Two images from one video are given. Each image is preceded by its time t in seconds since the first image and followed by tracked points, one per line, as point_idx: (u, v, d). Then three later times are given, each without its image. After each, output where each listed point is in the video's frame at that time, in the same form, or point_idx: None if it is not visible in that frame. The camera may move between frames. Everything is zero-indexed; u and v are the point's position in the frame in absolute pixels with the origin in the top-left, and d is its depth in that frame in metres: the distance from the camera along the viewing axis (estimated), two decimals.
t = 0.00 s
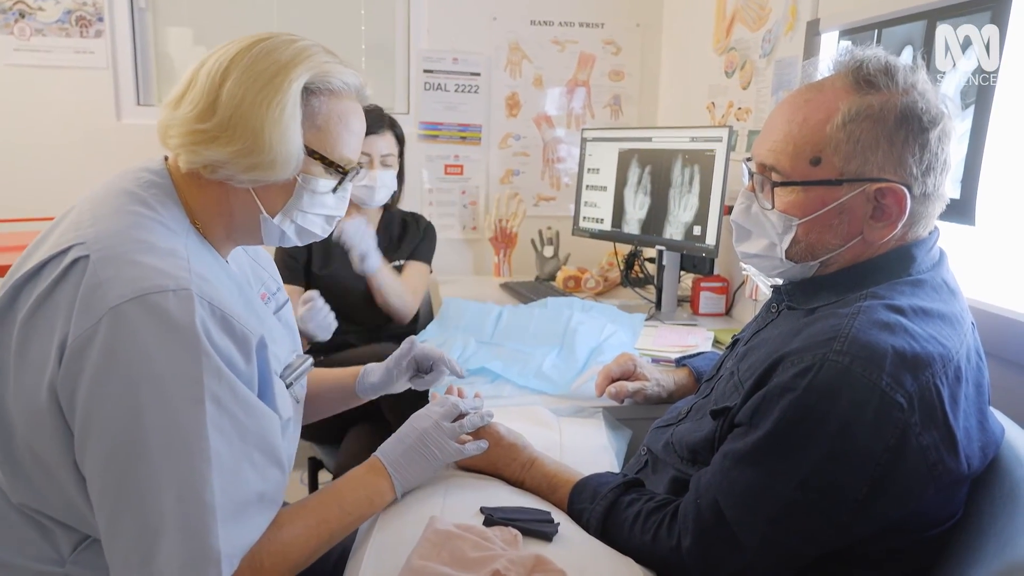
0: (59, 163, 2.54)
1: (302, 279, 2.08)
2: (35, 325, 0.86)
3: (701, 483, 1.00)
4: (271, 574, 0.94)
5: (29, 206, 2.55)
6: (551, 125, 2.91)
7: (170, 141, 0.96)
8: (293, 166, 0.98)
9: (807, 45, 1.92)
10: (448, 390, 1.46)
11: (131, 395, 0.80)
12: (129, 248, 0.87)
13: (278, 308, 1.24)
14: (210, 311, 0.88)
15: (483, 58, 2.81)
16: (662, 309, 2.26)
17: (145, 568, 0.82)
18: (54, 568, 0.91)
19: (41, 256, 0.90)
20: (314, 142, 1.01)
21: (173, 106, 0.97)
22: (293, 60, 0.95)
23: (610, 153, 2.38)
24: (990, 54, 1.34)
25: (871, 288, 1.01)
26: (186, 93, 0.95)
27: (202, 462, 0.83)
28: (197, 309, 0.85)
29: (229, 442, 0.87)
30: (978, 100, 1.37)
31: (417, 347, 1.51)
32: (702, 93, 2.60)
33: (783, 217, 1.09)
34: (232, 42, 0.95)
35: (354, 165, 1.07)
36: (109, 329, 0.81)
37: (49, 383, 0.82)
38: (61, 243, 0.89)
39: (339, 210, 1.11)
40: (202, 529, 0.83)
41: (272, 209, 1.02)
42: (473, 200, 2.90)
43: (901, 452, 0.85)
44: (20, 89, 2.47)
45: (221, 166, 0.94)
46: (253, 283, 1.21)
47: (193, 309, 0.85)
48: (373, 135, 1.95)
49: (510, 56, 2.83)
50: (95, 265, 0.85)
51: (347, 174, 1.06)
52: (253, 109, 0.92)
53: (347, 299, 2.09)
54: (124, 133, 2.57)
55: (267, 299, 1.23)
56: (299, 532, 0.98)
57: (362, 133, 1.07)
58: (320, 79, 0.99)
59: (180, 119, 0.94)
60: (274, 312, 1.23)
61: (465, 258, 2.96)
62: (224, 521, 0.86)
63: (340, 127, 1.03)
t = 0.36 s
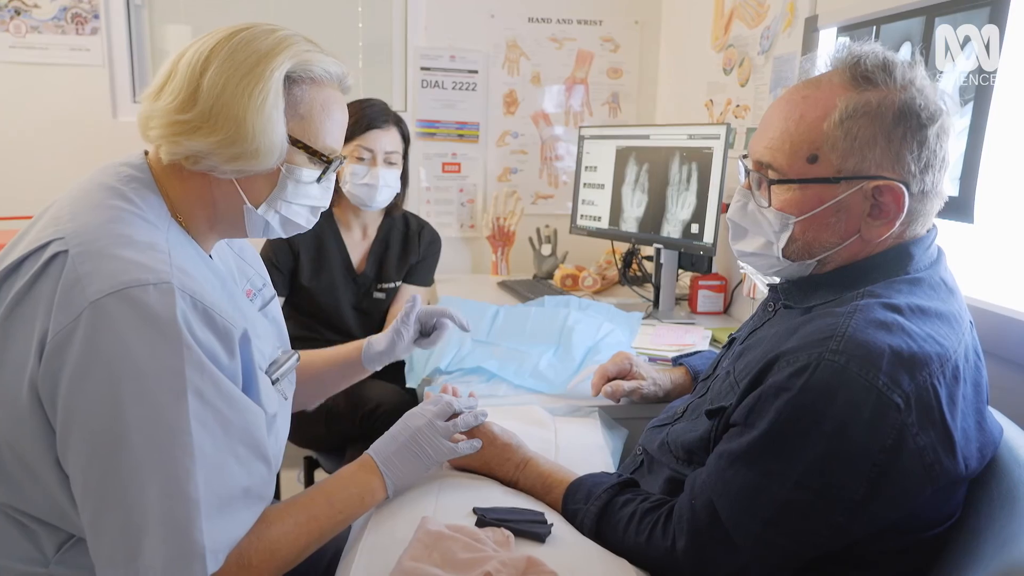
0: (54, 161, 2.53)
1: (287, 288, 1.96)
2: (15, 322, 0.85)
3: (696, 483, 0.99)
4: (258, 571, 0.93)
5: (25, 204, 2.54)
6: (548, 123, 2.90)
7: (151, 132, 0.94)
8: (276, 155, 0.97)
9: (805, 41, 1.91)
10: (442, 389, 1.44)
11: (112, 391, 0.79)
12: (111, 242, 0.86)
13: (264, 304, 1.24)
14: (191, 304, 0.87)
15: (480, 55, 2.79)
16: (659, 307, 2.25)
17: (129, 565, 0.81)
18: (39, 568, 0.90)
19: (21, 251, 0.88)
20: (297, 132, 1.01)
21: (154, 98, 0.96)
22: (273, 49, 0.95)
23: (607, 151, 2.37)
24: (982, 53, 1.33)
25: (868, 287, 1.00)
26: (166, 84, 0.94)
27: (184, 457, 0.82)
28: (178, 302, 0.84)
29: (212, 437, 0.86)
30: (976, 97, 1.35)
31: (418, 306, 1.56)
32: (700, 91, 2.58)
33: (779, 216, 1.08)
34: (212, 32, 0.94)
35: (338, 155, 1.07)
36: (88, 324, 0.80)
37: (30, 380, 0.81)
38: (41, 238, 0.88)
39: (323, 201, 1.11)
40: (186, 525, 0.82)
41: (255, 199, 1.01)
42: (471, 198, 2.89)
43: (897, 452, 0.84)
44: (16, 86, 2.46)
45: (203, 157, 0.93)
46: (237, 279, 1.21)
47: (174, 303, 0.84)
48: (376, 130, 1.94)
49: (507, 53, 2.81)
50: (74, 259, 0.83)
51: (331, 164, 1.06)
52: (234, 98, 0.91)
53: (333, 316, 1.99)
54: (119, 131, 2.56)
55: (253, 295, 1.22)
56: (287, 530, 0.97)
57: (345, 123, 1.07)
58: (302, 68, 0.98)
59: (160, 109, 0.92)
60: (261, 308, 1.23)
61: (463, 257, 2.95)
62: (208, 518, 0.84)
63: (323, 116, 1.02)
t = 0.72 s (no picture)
0: (50, 162, 2.52)
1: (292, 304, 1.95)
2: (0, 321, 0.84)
3: (690, 484, 0.98)
4: (248, 572, 0.93)
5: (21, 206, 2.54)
6: (546, 123, 2.90)
7: (137, 131, 0.94)
8: (264, 152, 0.97)
9: (802, 40, 1.91)
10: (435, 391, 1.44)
11: (98, 390, 0.79)
12: (98, 241, 0.86)
13: (255, 306, 1.23)
14: (178, 303, 0.87)
15: (477, 56, 2.79)
16: (656, 308, 2.25)
17: (117, 565, 0.81)
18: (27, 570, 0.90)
19: (7, 251, 0.88)
20: (285, 128, 1.01)
21: (140, 97, 0.95)
22: (258, 46, 0.95)
23: (604, 151, 2.37)
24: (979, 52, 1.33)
25: (861, 286, 1.00)
26: (152, 83, 0.94)
27: (171, 456, 0.81)
28: (165, 300, 0.84)
29: (200, 436, 0.85)
30: (972, 97, 1.35)
31: (406, 329, 1.51)
32: (697, 91, 2.58)
33: (771, 216, 1.07)
34: (197, 30, 0.94)
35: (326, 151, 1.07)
36: (74, 322, 0.79)
37: (16, 380, 0.81)
38: (26, 237, 0.88)
39: (312, 198, 1.11)
40: (174, 523, 0.81)
41: (244, 197, 1.01)
42: (468, 199, 2.89)
43: (891, 452, 0.84)
44: (12, 88, 2.45)
45: (190, 155, 0.93)
46: (228, 282, 1.21)
47: (161, 301, 0.84)
48: (384, 140, 1.94)
49: (504, 54, 2.81)
50: (60, 258, 0.83)
51: (319, 160, 1.05)
52: (220, 96, 0.91)
53: (340, 332, 1.98)
54: (116, 132, 2.55)
55: (244, 297, 1.22)
56: (278, 530, 0.96)
57: (333, 118, 1.06)
58: (288, 64, 0.98)
59: (146, 108, 0.92)
60: (251, 310, 1.23)
61: (460, 258, 2.94)
62: (197, 516, 0.84)
63: (309, 112, 1.02)
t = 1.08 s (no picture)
0: (50, 163, 2.52)
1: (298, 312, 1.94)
2: None
3: (689, 490, 0.98)
4: None
5: (22, 206, 2.54)
6: (547, 127, 2.90)
7: (135, 132, 0.94)
8: (261, 153, 0.96)
9: (803, 45, 1.91)
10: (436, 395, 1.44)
11: (94, 391, 0.78)
12: (94, 242, 0.86)
13: (253, 309, 1.24)
14: (174, 304, 0.86)
15: (479, 59, 2.79)
16: (657, 313, 2.24)
17: (113, 567, 0.80)
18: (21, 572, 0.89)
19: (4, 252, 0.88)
20: (282, 129, 1.00)
21: (138, 98, 0.95)
22: (256, 48, 0.95)
23: (605, 155, 2.37)
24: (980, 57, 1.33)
25: (861, 292, 0.99)
26: (150, 83, 0.94)
27: (167, 458, 0.81)
28: (161, 302, 0.84)
29: (196, 438, 0.85)
30: (973, 102, 1.35)
31: (402, 339, 1.49)
32: (699, 95, 2.58)
33: (771, 222, 1.07)
34: (194, 32, 0.94)
35: (323, 153, 1.06)
36: (71, 324, 0.79)
37: (11, 381, 0.81)
38: (23, 238, 0.88)
39: (309, 200, 1.10)
40: (168, 525, 0.81)
41: (242, 199, 1.01)
42: (469, 202, 2.89)
43: (891, 459, 0.83)
44: (13, 89, 2.45)
45: (187, 155, 0.93)
46: (227, 284, 1.20)
47: (157, 302, 0.83)
48: (394, 149, 1.94)
49: (506, 58, 2.81)
50: (56, 259, 0.83)
51: (316, 162, 1.05)
52: (218, 96, 0.91)
53: (346, 340, 1.98)
54: (116, 134, 2.55)
55: (242, 300, 1.22)
56: (275, 534, 0.96)
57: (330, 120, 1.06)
58: (285, 65, 0.98)
59: (143, 109, 0.92)
60: (250, 312, 1.23)
61: (460, 262, 2.94)
62: (191, 519, 0.84)
63: (307, 114, 1.02)
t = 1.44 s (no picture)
0: (54, 164, 2.52)
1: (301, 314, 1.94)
2: None
3: (693, 492, 0.98)
4: None
5: (26, 207, 2.54)
6: (550, 128, 2.90)
7: (135, 133, 0.94)
8: (262, 154, 0.96)
9: (806, 45, 1.91)
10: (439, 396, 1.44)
11: (96, 392, 0.78)
12: (96, 243, 0.86)
13: (255, 309, 1.23)
14: (175, 305, 0.86)
15: (481, 60, 2.79)
16: (660, 314, 2.24)
17: (117, 568, 0.80)
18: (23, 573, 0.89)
19: (5, 253, 0.88)
20: (283, 130, 1.01)
21: (138, 99, 0.95)
22: (256, 48, 0.95)
23: (608, 156, 2.37)
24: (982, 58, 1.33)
25: (864, 293, 0.99)
26: (151, 84, 0.94)
27: (168, 458, 0.81)
28: (161, 302, 0.84)
29: (197, 438, 0.85)
30: (977, 103, 1.34)
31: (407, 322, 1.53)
32: (702, 96, 2.58)
33: (776, 222, 1.07)
34: (195, 32, 0.94)
35: (325, 152, 1.07)
36: (72, 325, 0.79)
37: (12, 383, 0.81)
38: (24, 239, 0.88)
39: (312, 199, 1.10)
40: (171, 526, 0.81)
41: (243, 201, 1.01)
42: (472, 203, 2.89)
43: (896, 460, 0.83)
44: (17, 90, 2.46)
45: (188, 157, 0.93)
46: (228, 285, 1.20)
47: (158, 303, 0.83)
48: (402, 154, 1.94)
49: (509, 59, 2.81)
50: (56, 261, 0.83)
51: (318, 161, 1.05)
52: (218, 96, 0.91)
53: (349, 343, 1.98)
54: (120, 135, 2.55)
55: (243, 299, 1.22)
56: (278, 536, 0.96)
57: (331, 119, 1.06)
58: (285, 65, 0.98)
59: (144, 110, 0.92)
60: (252, 312, 1.23)
61: (463, 262, 2.94)
62: (194, 519, 0.84)
63: (308, 113, 1.02)
